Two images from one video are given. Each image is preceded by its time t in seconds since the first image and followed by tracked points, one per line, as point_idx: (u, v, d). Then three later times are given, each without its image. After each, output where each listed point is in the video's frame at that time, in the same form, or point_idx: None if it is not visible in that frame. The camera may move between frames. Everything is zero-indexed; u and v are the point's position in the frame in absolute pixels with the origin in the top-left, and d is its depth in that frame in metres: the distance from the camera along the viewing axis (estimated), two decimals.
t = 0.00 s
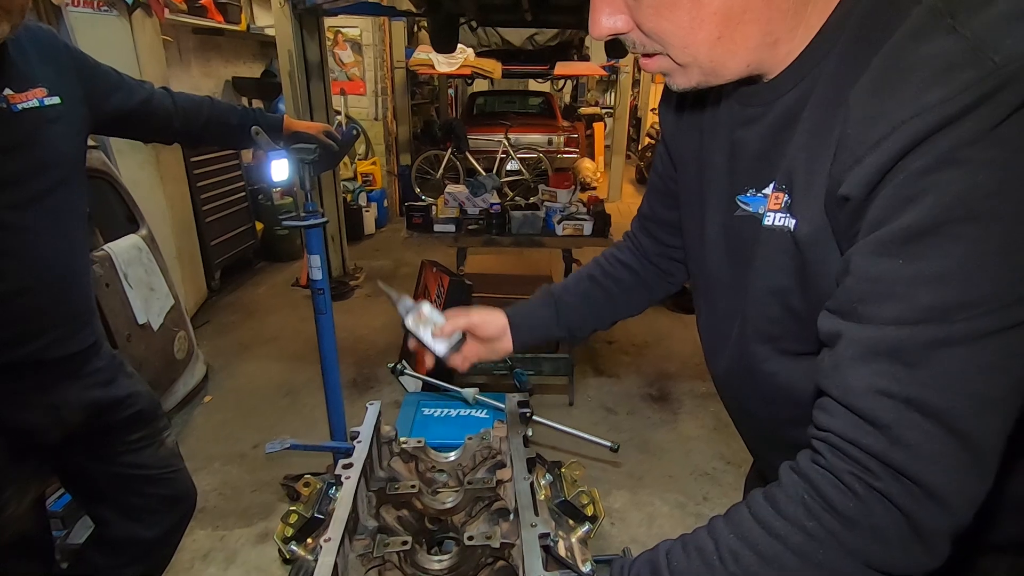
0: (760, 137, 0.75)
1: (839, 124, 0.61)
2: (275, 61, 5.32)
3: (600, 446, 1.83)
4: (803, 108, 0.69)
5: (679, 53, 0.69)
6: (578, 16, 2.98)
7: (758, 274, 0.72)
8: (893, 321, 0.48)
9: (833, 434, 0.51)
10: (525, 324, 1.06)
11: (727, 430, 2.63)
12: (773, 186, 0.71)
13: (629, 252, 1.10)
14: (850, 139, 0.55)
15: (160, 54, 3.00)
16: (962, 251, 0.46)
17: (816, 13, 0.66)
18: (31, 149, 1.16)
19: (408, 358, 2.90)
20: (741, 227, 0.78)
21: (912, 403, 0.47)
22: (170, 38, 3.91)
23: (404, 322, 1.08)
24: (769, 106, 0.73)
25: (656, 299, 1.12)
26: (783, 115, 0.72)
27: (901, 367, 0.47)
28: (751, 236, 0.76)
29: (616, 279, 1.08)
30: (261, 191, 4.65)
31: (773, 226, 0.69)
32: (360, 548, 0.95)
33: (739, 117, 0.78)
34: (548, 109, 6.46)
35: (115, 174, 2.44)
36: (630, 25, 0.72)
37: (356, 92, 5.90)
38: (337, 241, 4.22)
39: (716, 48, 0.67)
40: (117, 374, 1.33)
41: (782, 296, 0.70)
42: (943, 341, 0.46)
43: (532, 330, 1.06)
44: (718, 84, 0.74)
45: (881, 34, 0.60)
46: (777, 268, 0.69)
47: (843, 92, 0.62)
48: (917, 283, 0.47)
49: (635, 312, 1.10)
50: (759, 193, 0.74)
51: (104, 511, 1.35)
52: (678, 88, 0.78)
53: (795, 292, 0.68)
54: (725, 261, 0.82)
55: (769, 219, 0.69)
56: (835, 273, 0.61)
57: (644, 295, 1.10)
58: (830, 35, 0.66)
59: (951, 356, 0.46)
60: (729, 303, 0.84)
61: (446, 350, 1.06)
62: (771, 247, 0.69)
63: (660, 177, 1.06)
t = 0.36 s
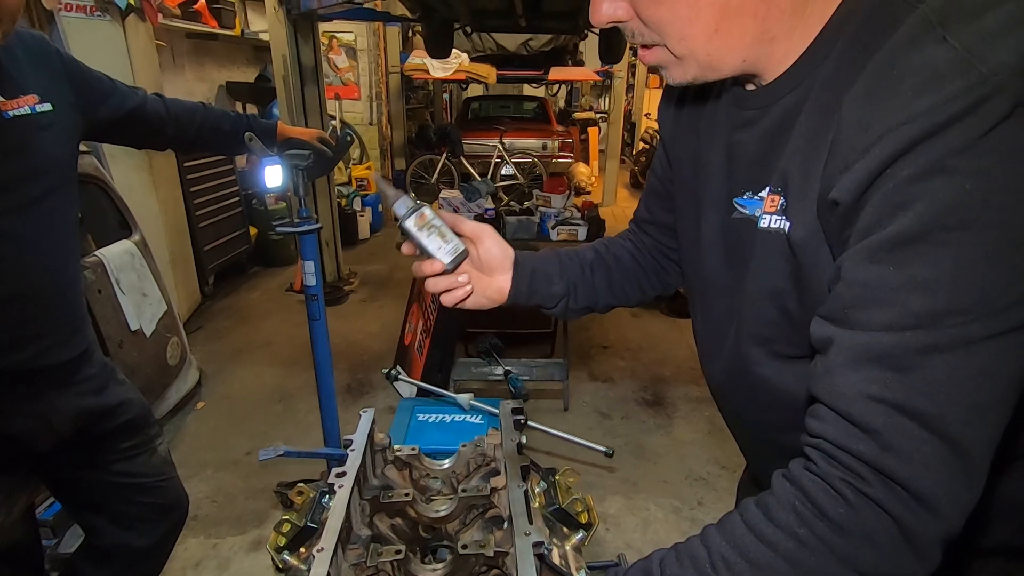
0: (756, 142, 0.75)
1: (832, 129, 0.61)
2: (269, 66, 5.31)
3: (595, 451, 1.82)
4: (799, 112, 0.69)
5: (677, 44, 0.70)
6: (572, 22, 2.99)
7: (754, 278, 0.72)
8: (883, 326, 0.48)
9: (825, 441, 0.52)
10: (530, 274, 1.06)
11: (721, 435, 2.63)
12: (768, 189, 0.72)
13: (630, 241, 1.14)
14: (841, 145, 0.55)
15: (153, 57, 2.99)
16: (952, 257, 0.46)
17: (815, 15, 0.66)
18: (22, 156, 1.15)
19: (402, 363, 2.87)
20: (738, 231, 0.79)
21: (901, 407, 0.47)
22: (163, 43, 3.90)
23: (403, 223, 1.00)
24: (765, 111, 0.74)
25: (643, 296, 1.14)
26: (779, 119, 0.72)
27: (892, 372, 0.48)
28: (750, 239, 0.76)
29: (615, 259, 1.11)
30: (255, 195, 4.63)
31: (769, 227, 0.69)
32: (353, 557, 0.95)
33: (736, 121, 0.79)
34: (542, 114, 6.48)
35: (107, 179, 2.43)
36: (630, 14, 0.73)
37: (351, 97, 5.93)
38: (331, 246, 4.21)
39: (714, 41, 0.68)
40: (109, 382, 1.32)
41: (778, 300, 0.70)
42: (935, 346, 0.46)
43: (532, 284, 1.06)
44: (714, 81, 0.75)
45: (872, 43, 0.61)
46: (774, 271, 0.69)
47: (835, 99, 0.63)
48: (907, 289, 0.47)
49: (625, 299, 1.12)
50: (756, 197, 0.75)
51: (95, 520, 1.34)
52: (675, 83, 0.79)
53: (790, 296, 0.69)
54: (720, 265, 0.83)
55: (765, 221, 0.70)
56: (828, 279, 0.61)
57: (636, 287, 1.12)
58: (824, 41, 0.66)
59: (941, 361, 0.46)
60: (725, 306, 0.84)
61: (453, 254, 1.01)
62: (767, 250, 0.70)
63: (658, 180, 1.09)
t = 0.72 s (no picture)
0: (749, 150, 0.75)
1: (829, 134, 0.62)
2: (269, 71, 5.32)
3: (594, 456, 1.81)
4: (796, 118, 0.69)
5: (674, 58, 0.70)
6: (571, 27, 3.00)
7: (750, 282, 0.72)
8: (881, 330, 0.48)
9: (824, 444, 0.51)
10: (536, 284, 1.06)
11: (721, 439, 2.63)
12: (763, 196, 0.72)
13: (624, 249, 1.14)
14: (840, 150, 0.55)
15: (154, 63, 3.00)
16: (951, 260, 0.46)
17: (809, 26, 0.67)
18: (21, 162, 1.15)
19: (400, 368, 2.87)
20: (733, 239, 0.78)
21: (900, 410, 0.47)
22: (163, 48, 3.91)
23: (408, 245, 1.01)
24: (760, 119, 0.74)
25: (647, 301, 1.14)
26: (775, 126, 0.72)
27: (890, 374, 0.47)
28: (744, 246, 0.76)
29: (615, 267, 1.11)
30: (254, 200, 4.63)
31: (764, 235, 0.69)
32: (352, 564, 0.94)
33: (730, 129, 0.79)
34: (541, 119, 6.50)
35: (107, 184, 2.43)
36: (625, 28, 0.73)
37: (350, 102, 5.95)
38: (331, 250, 4.21)
39: (711, 54, 0.68)
40: (108, 388, 1.32)
41: (774, 306, 0.70)
42: (932, 349, 0.46)
43: (538, 294, 1.06)
44: (712, 93, 0.75)
45: (868, 50, 0.61)
46: (769, 277, 0.69)
47: (831, 106, 0.63)
48: (907, 292, 0.47)
49: (629, 303, 1.12)
50: (750, 204, 0.75)
51: (93, 526, 1.34)
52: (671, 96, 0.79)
53: (786, 301, 0.68)
54: (715, 271, 0.83)
55: (760, 228, 0.69)
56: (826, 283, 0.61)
57: (639, 293, 1.12)
58: (821, 49, 0.66)
59: (940, 365, 0.46)
60: (722, 310, 0.84)
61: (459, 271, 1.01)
62: (762, 256, 0.70)
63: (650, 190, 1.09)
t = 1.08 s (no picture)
0: (747, 148, 0.74)
1: (830, 130, 0.61)
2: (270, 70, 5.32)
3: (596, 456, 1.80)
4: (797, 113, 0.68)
5: (669, 61, 0.68)
6: (572, 26, 2.99)
7: (751, 279, 0.71)
8: (884, 326, 0.47)
9: (828, 442, 0.50)
10: (538, 295, 1.06)
11: (723, 439, 2.62)
12: (762, 193, 0.71)
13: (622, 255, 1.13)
14: (843, 144, 0.54)
15: (155, 63, 2.99)
16: (955, 253, 0.45)
17: (805, 23, 0.66)
18: (18, 162, 1.14)
19: (402, 367, 2.86)
20: (731, 239, 0.77)
21: (905, 406, 0.46)
22: (164, 48, 3.91)
23: (403, 276, 1.08)
24: (758, 117, 0.72)
25: (652, 303, 1.13)
26: (775, 122, 0.71)
27: (894, 369, 0.46)
28: (743, 247, 0.74)
29: (615, 275, 1.10)
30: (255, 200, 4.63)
31: (762, 232, 0.69)
32: (353, 565, 0.93)
33: (727, 127, 0.78)
34: (543, 118, 6.48)
35: (108, 184, 2.42)
36: (618, 32, 0.72)
37: (351, 101, 5.95)
38: (332, 249, 4.20)
39: (706, 55, 0.66)
40: (108, 388, 1.31)
41: (775, 304, 0.69)
42: (936, 345, 0.45)
43: (539, 306, 1.05)
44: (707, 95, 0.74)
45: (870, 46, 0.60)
46: (770, 275, 0.68)
47: (834, 99, 0.62)
48: (910, 287, 0.46)
49: (634, 308, 1.11)
50: (750, 201, 0.73)
51: (94, 527, 1.34)
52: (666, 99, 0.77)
53: (789, 299, 0.67)
54: (715, 270, 0.81)
55: (760, 226, 0.69)
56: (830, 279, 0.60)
57: (643, 297, 1.12)
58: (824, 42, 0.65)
59: (945, 361, 0.45)
60: (722, 309, 0.83)
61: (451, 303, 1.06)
62: (763, 253, 0.69)
63: (647, 193, 1.09)
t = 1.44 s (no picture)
0: (771, 126, 0.72)
1: (861, 104, 0.58)
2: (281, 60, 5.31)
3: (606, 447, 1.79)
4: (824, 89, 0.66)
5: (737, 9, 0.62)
6: (584, 15, 2.96)
7: (773, 261, 0.69)
8: (919, 305, 0.45)
9: (858, 426, 0.48)
10: (553, 308, 1.03)
11: (733, 433, 2.60)
12: (786, 171, 0.68)
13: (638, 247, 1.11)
14: (879, 116, 0.52)
15: (166, 51, 2.99)
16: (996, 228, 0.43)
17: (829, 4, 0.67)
18: (28, 143, 1.13)
19: (410, 357, 2.86)
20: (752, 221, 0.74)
21: (943, 387, 0.43)
22: (175, 35, 3.90)
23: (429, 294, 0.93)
24: (784, 93, 0.70)
25: (670, 294, 1.12)
26: (802, 98, 0.68)
27: (930, 349, 0.44)
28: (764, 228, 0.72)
29: (631, 273, 1.08)
30: (265, 189, 4.63)
31: (784, 211, 0.66)
32: (363, 550, 0.93)
33: (750, 106, 0.76)
34: (553, 109, 6.44)
35: (119, 170, 2.42)
36: None
37: (361, 91, 5.93)
38: (341, 239, 4.20)
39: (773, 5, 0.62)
40: (119, 372, 1.31)
41: (799, 287, 0.66)
42: (974, 324, 0.43)
43: (554, 318, 1.03)
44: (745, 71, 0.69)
45: (906, 16, 0.58)
46: (794, 257, 0.66)
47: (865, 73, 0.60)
48: (948, 262, 0.44)
49: (650, 306, 1.10)
50: (772, 179, 0.70)
51: (104, 511, 1.34)
52: (708, 77, 0.68)
53: (813, 281, 0.65)
54: (734, 254, 0.79)
55: (783, 204, 0.67)
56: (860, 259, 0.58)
57: (658, 293, 1.10)
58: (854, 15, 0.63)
59: (985, 341, 0.43)
60: (741, 295, 0.80)
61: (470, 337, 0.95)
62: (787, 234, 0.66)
63: (664, 180, 1.06)
